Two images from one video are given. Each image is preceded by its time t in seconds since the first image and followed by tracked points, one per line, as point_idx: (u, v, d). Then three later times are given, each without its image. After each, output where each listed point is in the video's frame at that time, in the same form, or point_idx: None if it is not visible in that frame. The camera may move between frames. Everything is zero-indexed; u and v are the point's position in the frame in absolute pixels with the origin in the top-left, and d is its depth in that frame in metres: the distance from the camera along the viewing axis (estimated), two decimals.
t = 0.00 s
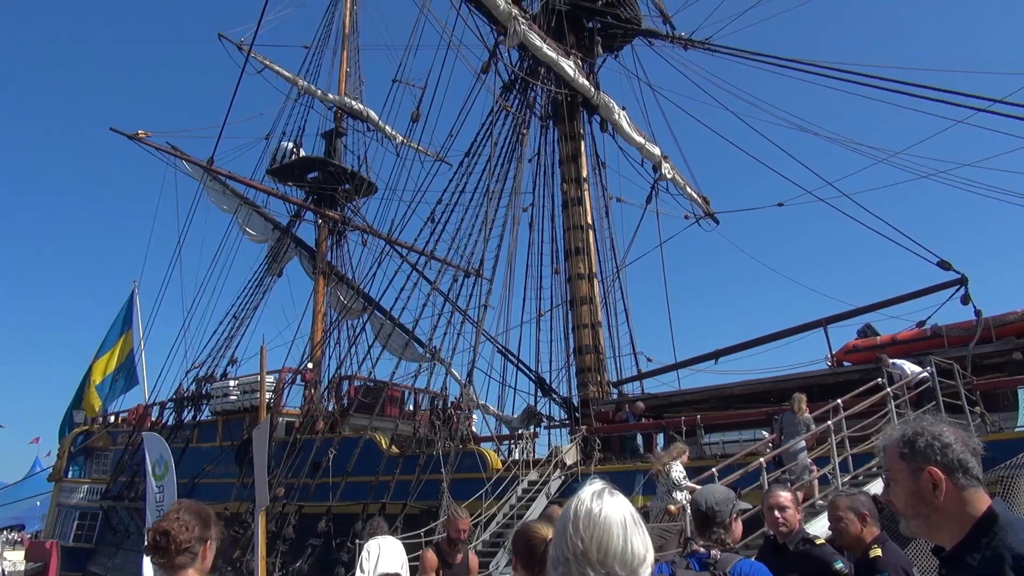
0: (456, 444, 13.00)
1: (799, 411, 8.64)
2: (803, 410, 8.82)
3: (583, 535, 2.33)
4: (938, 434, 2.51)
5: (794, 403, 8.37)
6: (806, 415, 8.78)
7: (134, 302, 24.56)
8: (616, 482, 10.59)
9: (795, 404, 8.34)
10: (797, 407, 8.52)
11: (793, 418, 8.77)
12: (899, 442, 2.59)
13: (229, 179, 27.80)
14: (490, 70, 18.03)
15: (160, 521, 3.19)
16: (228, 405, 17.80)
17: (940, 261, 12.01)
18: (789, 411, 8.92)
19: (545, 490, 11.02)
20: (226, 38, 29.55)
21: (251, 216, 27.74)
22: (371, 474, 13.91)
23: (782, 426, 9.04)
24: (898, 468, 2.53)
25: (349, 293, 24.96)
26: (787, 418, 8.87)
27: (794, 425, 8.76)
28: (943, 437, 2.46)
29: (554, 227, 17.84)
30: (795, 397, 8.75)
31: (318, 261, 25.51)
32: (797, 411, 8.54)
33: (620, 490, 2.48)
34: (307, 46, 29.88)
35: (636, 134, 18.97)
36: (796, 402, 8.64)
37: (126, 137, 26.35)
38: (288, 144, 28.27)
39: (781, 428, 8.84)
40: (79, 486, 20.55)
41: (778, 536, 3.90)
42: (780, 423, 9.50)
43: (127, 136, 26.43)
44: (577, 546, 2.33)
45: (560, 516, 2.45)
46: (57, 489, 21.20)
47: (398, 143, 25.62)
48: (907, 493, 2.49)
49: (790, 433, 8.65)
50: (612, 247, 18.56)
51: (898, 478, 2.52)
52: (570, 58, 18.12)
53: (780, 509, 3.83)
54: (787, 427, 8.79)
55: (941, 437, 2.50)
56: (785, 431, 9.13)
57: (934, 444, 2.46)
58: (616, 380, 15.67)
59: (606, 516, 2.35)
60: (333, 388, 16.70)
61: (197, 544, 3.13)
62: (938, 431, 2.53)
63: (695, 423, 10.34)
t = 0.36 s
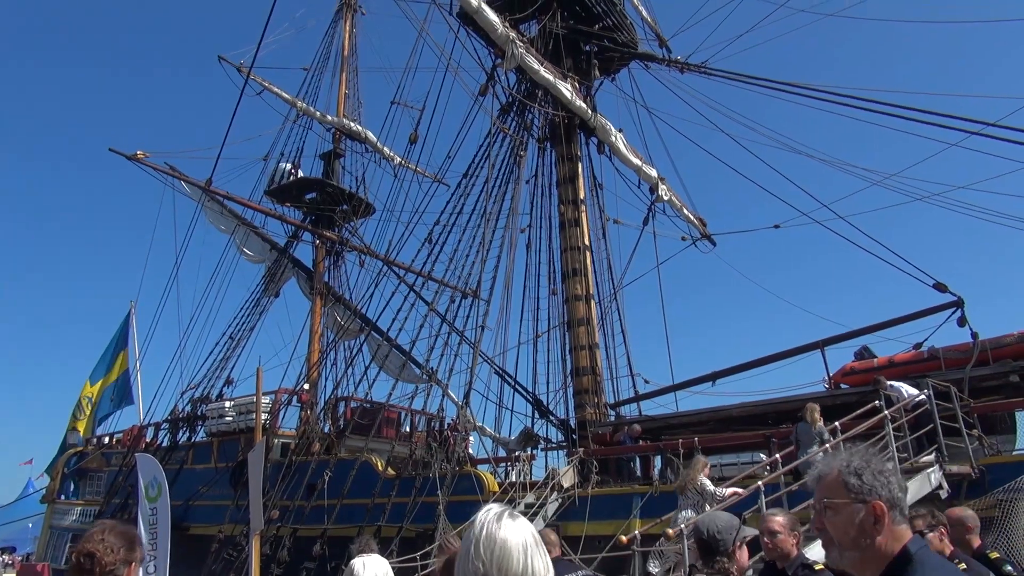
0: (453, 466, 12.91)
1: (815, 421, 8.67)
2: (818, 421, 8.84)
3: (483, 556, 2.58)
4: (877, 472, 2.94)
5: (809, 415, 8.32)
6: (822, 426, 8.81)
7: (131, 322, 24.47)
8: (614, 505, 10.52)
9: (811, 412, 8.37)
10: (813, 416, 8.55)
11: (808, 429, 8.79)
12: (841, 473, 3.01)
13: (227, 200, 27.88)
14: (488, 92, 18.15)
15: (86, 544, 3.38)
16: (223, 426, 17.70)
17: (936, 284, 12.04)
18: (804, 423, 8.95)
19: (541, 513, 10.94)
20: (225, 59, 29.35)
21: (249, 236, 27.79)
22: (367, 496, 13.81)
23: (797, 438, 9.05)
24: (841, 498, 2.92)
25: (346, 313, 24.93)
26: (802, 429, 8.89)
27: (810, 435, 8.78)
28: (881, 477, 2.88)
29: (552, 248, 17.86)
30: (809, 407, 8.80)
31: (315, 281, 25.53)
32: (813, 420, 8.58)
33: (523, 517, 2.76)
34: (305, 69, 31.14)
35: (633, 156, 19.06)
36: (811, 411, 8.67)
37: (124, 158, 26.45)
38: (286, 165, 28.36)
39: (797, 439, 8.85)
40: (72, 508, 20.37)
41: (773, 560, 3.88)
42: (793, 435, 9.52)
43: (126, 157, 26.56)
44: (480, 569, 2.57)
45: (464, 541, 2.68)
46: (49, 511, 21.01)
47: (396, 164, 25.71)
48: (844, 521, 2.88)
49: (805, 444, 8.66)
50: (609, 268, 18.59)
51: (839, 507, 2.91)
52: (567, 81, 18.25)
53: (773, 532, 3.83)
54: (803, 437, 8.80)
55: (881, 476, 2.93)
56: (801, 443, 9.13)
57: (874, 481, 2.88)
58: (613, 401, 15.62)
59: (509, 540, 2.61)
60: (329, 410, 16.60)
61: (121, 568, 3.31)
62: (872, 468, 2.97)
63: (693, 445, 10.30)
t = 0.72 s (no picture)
0: (449, 489, 12.82)
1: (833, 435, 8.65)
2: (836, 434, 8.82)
3: None
4: (766, 510, 3.25)
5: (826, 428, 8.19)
6: (840, 440, 8.79)
7: (128, 344, 24.41)
8: (610, 529, 10.44)
9: (830, 427, 8.34)
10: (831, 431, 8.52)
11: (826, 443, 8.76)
12: (730, 507, 3.26)
13: (224, 222, 27.90)
14: (485, 116, 18.25)
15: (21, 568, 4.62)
16: (218, 449, 17.59)
17: (932, 306, 12.06)
18: (822, 436, 8.92)
19: (538, 537, 10.84)
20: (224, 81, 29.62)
21: (246, 258, 27.80)
22: (362, 520, 13.69)
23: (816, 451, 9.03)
24: (732, 534, 3.20)
25: (342, 336, 24.88)
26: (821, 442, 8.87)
27: (829, 449, 8.75)
28: (770, 516, 3.20)
29: (549, 270, 17.87)
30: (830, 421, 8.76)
31: (312, 303, 25.50)
32: (832, 435, 8.56)
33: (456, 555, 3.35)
34: (303, 90, 31.44)
35: (629, 179, 19.17)
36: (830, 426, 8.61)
37: (122, 180, 26.52)
38: (283, 187, 28.42)
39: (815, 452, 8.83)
40: (64, 532, 20.17)
41: None
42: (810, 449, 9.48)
43: (124, 179, 26.64)
44: None
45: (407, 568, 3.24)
46: (41, 535, 20.80)
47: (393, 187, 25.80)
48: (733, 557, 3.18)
49: (824, 458, 8.63)
50: (606, 290, 18.60)
51: (731, 542, 3.19)
52: (564, 105, 18.39)
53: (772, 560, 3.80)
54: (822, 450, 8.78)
55: (769, 513, 3.25)
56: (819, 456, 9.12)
57: (764, 521, 3.19)
58: (610, 424, 15.56)
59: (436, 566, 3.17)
60: (324, 433, 16.50)
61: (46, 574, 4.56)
62: (758, 503, 3.27)
63: (690, 468, 10.25)
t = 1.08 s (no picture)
0: (445, 514, 12.71)
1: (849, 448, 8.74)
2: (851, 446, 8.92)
3: None
4: (681, 539, 3.75)
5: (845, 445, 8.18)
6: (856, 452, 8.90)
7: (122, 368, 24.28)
8: (607, 554, 10.36)
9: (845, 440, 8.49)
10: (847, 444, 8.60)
11: (842, 454, 8.86)
12: (648, 537, 3.78)
13: (221, 246, 27.92)
14: (481, 140, 18.36)
15: None
16: (212, 474, 17.46)
17: (927, 329, 12.08)
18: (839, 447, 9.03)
19: (534, 563, 10.74)
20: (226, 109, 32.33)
21: (242, 282, 27.81)
22: (358, 546, 13.56)
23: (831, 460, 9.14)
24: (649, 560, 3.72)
25: (339, 359, 24.83)
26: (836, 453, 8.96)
27: (844, 459, 8.87)
28: (683, 544, 3.71)
29: (545, 293, 17.87)
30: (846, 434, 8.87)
31: (308, 326, 25.47)
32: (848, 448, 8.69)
33: None
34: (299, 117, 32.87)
35: (625, 203, 19.26)
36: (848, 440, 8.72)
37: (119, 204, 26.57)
38: (280, 211, 28.45)
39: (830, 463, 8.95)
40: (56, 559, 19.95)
41: None
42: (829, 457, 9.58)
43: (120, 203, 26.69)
44: None
45: None
46: (32, 562, 20.58)
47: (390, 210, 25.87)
48: None
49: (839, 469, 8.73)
50: (602, 313, 18.60)
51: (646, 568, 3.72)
52: (560, 129, 18.50)
53: None
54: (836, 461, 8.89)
55: (684, 542, 3.75)
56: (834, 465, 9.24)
57: (679, 548, 3.70)
58: (607, 448, 15.49)
59: None
60: (320, 457, 16.39)
61: None
62: (674, 532, 3.77)
63: (688, 491, 10.19)
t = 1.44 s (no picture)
0: (443, 539, 12.59)
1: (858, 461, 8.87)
2: (862, 460, 9.07)
3: None
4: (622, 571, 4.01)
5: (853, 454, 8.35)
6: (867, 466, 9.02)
7: (118, 393, 24.15)
8: None
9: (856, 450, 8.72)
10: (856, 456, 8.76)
11: (853, 469, 9.01)
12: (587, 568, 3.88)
13: (218, 269, 27.93)
14: (479, 164, 18.45)
15: None
16: (209, 499, 17.34)
17: (925, 350, 12.08)
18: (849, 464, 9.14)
19: None
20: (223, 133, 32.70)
21: (240, 305, 27.81)
22: (355, 572, 13.42)
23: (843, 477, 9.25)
24: None
25: (336, 383, 24.75)
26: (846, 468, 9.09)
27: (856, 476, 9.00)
28: None
29: (543, 315, 17.87)
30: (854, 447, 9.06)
31: (305, 350, 25.43)
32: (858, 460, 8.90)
33: None
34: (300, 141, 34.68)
35: (622, 225, 19.33)
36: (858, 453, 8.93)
37: (117, 229, 26.61)
38: (278, 234, 28.49)
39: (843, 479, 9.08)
40: None
41: None
42: (841, 475, 9.70)
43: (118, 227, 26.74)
44: None
45: None
46: None
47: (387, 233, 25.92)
48: None
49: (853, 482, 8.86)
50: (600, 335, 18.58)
51: None
52: (557, 152, 18.61)
53: None
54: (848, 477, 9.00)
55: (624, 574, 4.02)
56: (847, 481, 9.35)
57: None
58: (606, 471, 15.40)
59: None
60: (316, 481, 16.29)
61: None
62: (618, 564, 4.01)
63: (687, 514, 10.10)
